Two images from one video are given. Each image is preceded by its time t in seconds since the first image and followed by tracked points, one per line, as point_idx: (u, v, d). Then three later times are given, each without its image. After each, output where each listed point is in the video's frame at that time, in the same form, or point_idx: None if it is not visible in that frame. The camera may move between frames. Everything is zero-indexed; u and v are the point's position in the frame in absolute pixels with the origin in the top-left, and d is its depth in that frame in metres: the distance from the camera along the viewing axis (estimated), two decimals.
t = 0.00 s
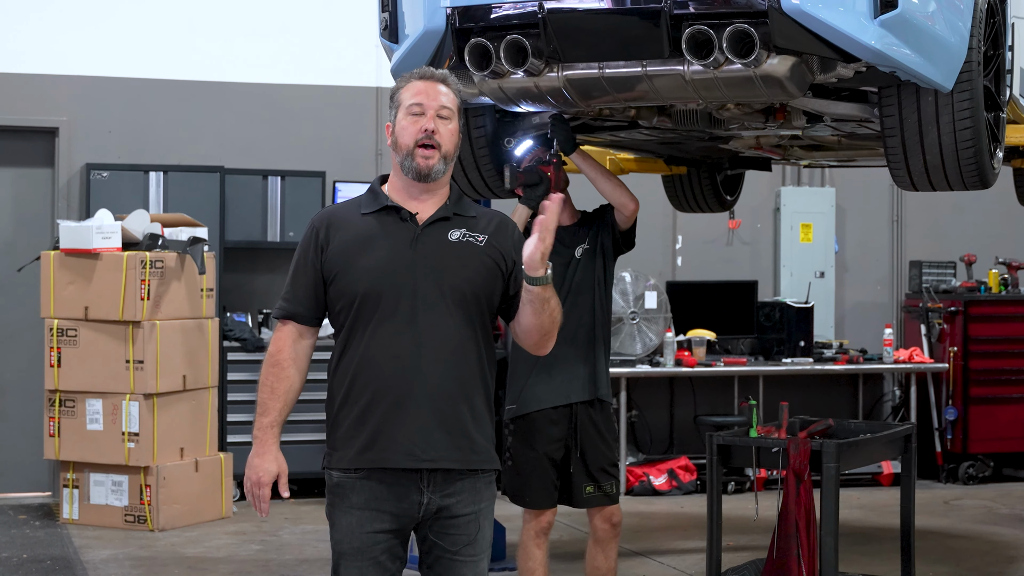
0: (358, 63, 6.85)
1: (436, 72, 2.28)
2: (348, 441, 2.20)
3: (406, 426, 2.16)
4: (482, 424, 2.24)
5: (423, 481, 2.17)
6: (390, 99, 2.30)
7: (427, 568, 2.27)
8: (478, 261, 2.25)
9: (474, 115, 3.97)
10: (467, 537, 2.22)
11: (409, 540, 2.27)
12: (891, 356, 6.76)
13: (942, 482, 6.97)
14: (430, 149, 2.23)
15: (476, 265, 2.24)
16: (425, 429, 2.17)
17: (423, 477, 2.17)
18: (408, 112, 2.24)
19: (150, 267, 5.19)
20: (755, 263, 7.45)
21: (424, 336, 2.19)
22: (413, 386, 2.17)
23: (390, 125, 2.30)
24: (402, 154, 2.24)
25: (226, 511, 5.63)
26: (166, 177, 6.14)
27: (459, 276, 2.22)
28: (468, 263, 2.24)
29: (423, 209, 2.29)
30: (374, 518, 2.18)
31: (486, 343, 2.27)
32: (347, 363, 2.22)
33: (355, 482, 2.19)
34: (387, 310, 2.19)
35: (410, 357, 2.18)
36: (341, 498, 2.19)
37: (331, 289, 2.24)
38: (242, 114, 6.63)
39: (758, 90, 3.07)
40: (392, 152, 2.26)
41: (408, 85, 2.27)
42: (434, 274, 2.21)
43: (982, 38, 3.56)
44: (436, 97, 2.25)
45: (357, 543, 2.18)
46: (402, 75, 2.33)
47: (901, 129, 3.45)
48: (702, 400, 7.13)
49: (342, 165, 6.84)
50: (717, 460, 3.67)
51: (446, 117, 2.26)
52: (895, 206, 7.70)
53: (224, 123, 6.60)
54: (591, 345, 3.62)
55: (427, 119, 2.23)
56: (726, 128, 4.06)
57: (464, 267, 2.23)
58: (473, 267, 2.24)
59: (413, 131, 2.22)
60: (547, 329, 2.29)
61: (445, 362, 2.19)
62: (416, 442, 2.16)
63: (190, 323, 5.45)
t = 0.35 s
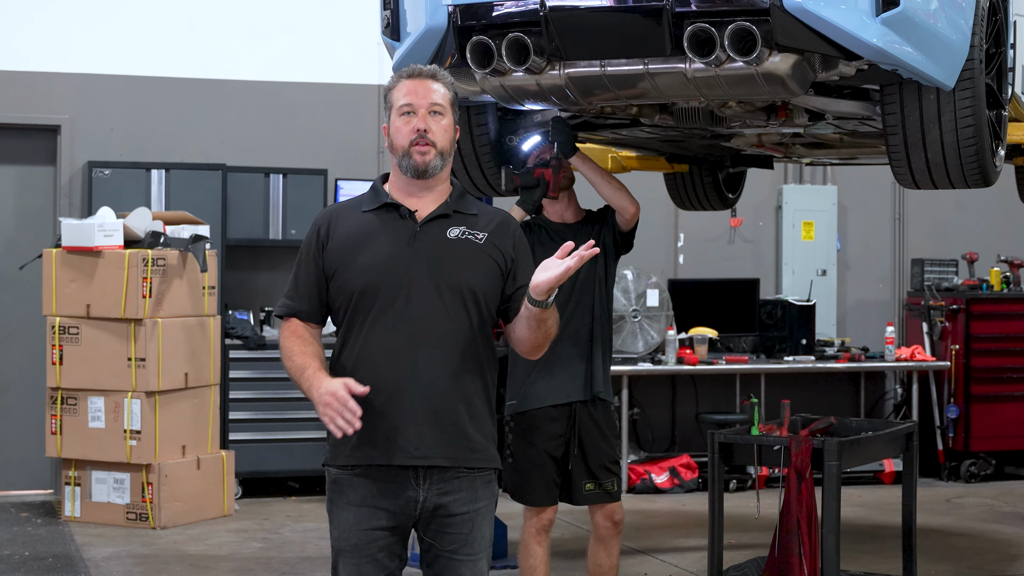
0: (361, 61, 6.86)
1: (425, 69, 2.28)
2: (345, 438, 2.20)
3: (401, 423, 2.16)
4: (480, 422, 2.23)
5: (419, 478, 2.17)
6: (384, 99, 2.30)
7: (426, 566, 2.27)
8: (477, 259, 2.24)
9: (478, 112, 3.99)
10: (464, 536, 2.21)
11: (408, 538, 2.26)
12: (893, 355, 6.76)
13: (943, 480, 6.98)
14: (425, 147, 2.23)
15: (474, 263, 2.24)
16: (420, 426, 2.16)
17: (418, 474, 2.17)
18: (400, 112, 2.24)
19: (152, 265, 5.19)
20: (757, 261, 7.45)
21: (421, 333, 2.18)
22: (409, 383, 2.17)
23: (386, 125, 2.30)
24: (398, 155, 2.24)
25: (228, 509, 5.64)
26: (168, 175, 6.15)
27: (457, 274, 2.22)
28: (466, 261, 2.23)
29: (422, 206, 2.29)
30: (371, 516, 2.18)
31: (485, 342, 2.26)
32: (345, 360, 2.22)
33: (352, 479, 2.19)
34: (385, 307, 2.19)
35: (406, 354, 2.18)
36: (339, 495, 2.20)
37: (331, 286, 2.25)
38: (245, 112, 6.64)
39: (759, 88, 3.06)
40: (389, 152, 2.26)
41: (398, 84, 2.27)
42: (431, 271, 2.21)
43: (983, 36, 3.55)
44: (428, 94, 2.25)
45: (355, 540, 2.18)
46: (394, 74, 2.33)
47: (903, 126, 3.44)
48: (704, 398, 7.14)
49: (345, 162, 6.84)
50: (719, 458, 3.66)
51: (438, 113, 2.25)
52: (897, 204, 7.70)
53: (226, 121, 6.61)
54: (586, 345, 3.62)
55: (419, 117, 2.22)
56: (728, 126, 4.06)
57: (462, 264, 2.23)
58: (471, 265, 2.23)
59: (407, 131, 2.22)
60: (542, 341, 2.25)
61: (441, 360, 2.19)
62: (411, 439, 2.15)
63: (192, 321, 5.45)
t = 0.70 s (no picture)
0: (361, 61, 6.86)
1: (420, 69, 2.27)
2: (347, 436, 2.19)
3: (405, 422, 2.16)
4: (481, 423, 2.23)
5: (422, 478, 2.17)
6: (382, 100, 2.30)
7: (427, 566, 2.27)
8: (481, 260, 2.25)
9: (477, 111, 3.97)
10: (465, 536, 2.22)
11: (408, 538, 2.26)
12: (893, 354, 6.77)
13: (944, 479, 6.98)
14: (427, 146, 2.22)
15: (479, 265, 2.24)
16: (424, 425, 2.16)
17: (421, 474, 2.17)
18: (400, 114, 2.24)
19: (152, 264, 5.19)
20: (757, 260, 7.46)
21: (426, 332, 2.19)
22: (414, 382, 2.17)
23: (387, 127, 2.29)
24: (400, 156, 2.24)
25: (228, 508, 5.64)
26: (168, 175, 6.15)
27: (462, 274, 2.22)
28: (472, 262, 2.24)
29: (427, 205, 2.29)
30: (372, 516, 2.18)
31: (486, 342, 2.27)
32: (348, 358, 2.21)
33: (353, 479, 2.18)
34: (390, 305, 2.19)
35: (411, 353, 2.18)
36: (340, 496, 2.19)
37: (334, 283, 2.24)
38: (245, 111, 6.64)
39: (760, 87, 3.06)
40: (390, 155, 2.26)
41: (394, 87, 2.27)
42: (437, 270, 2.21)
43: (984, 35, 3.55)
44: (425, 93, 2.24)
45: (356, 541, 2.17)
46: (390, 77, 2.32)
47: (903, 126, 3.43)
48: (705, 398, 7.14)
49: (346, 162, 6.85)
50: (719, 457, 3.66)
51: (437, 112, 2.25)
52: (898, 204, 7.70)
53: (227, 121, 6.61)
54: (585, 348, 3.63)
55: (418, 117, 2.22)
56: (728, 125, 4.06)
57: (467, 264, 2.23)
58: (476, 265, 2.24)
59: (408, 133, 2.22)
60: (540, 341, 2.29)
61: (446, 359, 2.19)
62: (415, 438, 2.15)
63: (192, 321, 5.45)
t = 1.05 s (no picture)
0: (362, 60, 6.87)
1: (417, 69, 2.26)
2: (346, 437, 2.19)
3: (404, 423, 2.16)
4: (481, 423, 2.23)
5: (421, 478, 2.17)
6: (380, 101, 2.30)
7: (425, 566, 2.27)
8: (480, 261, 2.25)
9: (477, 111, 3.93)
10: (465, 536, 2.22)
11: (407, 539, 2.26)
12: (892, 354, 6.78)
13: (944, 479, 6.98)
14: (424, 148, 2.22)
15: (477, 266, 2.24)
16: (423, 426, 2.16)
17: (420, 474, 2.17)
18: (396, 115, 2.24)
19: (152, 264, 5.20)
20: (757, 260, 7.46)
21: (424, 332, 2.19)
22: (412, 383, 2.17)
23: (384, 128, 2.29)
24: (398, 157, 2.24)
25: (228, 508, 5.64)
26: (168, 175, 6.15)
27: (461, 275, 2.22)
28: (470, 263, 2.24)
29: (426, 206, 2.29)
30: (371, 517, 2.18)
31: (485, 343, 2.26)
32: (346, 359, 2.21)
33: (352, 480, 2.18)
34: (389, 307, 2.19)
35: (410, 354, 2.18)
36: (339, 497, 2.19)
37: (332, 284, 2.24)
38: (245, 111, 6.64)
39: (759, 87, 3.06)
40: (387, 156, 2.25)
41: (391, 87, 2.27)
42: (435, 271, 2.21)
43: (983, 36, 3.56)
44: (422, 94, 2.24)
45: (355, 542, 2.17)
46: (388, 77, 2.32)
47: (903, 126, 3.43)
48: (705, 398, 7.14)
49: (346, 161, 6.85)
50: (719, 457, 3.66)
51: (434, 113, 2.24)
52: (898, 204, 7.70)
53: (226, 120, 6.61)
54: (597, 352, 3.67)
55: (415, 118, 2.22)
56: (728, 125, 4.06)
57: (466, 265, 2.23)
58: (475, 267, 2.24)
59: (405, 134, 2.22)
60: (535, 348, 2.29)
61: (444, 360, 2.19)
62: (414, 439, 2.15)
63: (192, 321, 5.46)
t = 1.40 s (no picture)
0: (361, 61, 6.87)
1: (409, 69, 2.26)
2: (345, 438, 2.19)
3: (403, 424, 2.16)
4: (480, 423, 2.24)
5: (421, 478, 2.17)
6: (373, 102, 2.30)
7: (424, 566, 2.27)
8: (479, 261, 2.25)
9: (477, 111, 3.92)
10: (464, 535, 2.22)
11: (406, 538, 2.26)
12: (892, 354, 6.78)
13: (944, 479, 6.98)
14: (418, 148, 2.22)
15: (475, 265, 2.24)
16: (422, 427, 2.17)
17: (420, 475, 2.17)
18: (389, 116, 2.23)
19: (152, 264, 5.20)
20: (757, 260, 7.46)
21: (423, 333, 2.19)
22: (411, 384, 2.17)
23: (378, 129, 2.29)
24: (392, 159, 2.24)
25: (228, 509, 5.65)
26: (168, 175, 6.15)
27: (460, 276, 2.22)
28: (468, 262, 2.23)
29: (421, 206, 2.28)
30: (371, 516, 2.18)
31: (484, 342, 2.26)
32: (344, 361, 2.22)
33: (351, 480, 2.18)
34: (387, 308, 2.19)
35: (408, 356, 2.18)
36: (339, 497, 2.19)
37: (331, 286, 2.24)
38: (245, 111, 6.64)
39: (758, 87, 3.07)
40: (381, 157, 2.25)
41: (383, 88, 2.26)
42: (433, 272, 2.21)
43: (983, 35, 3.55)
44: (415, 95, 2.24)
45: (355, 541, 2.17)
46: (380, 78, 2.32)
47: (902, 126, 3.43)
48: (705, 397, 7.14)
49: (345, 161, 6.85)
50: (719, 457, 3.65)
51: (427, 113, 2.24)
52: (897, 204, 7.70)
53: (225, 121, 6.61)
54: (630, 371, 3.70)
55: (408, 119, 2.21)
56: (728, 125, 4.05)
57: (465, 266, 2.23)
58: (473, 267, 2.24)
59: (398, 135, 2.22)
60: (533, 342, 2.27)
61: (444, 360, 2.19)
62: (414, 440, 2.16)
63: (193, 321, 5.46)
